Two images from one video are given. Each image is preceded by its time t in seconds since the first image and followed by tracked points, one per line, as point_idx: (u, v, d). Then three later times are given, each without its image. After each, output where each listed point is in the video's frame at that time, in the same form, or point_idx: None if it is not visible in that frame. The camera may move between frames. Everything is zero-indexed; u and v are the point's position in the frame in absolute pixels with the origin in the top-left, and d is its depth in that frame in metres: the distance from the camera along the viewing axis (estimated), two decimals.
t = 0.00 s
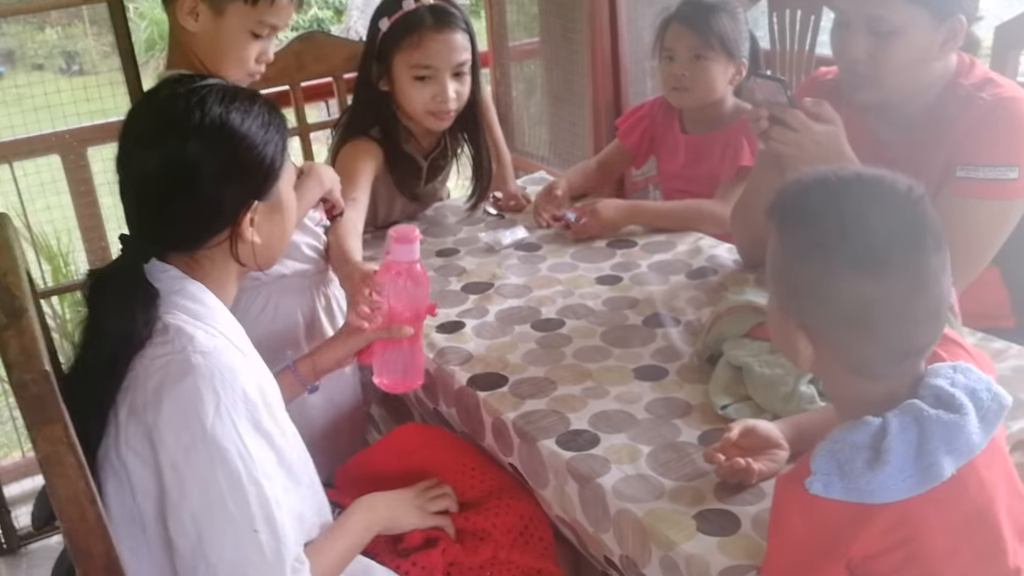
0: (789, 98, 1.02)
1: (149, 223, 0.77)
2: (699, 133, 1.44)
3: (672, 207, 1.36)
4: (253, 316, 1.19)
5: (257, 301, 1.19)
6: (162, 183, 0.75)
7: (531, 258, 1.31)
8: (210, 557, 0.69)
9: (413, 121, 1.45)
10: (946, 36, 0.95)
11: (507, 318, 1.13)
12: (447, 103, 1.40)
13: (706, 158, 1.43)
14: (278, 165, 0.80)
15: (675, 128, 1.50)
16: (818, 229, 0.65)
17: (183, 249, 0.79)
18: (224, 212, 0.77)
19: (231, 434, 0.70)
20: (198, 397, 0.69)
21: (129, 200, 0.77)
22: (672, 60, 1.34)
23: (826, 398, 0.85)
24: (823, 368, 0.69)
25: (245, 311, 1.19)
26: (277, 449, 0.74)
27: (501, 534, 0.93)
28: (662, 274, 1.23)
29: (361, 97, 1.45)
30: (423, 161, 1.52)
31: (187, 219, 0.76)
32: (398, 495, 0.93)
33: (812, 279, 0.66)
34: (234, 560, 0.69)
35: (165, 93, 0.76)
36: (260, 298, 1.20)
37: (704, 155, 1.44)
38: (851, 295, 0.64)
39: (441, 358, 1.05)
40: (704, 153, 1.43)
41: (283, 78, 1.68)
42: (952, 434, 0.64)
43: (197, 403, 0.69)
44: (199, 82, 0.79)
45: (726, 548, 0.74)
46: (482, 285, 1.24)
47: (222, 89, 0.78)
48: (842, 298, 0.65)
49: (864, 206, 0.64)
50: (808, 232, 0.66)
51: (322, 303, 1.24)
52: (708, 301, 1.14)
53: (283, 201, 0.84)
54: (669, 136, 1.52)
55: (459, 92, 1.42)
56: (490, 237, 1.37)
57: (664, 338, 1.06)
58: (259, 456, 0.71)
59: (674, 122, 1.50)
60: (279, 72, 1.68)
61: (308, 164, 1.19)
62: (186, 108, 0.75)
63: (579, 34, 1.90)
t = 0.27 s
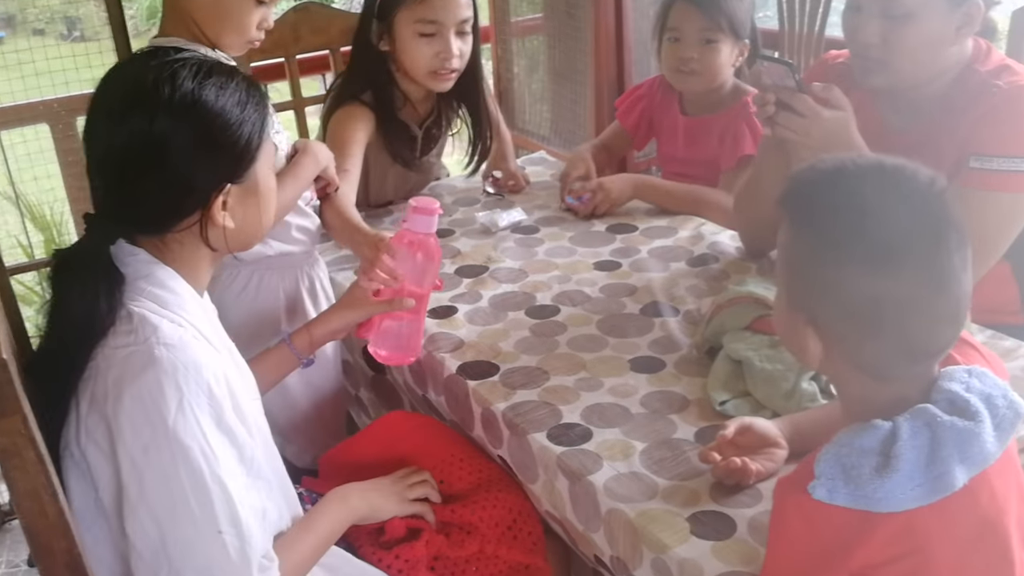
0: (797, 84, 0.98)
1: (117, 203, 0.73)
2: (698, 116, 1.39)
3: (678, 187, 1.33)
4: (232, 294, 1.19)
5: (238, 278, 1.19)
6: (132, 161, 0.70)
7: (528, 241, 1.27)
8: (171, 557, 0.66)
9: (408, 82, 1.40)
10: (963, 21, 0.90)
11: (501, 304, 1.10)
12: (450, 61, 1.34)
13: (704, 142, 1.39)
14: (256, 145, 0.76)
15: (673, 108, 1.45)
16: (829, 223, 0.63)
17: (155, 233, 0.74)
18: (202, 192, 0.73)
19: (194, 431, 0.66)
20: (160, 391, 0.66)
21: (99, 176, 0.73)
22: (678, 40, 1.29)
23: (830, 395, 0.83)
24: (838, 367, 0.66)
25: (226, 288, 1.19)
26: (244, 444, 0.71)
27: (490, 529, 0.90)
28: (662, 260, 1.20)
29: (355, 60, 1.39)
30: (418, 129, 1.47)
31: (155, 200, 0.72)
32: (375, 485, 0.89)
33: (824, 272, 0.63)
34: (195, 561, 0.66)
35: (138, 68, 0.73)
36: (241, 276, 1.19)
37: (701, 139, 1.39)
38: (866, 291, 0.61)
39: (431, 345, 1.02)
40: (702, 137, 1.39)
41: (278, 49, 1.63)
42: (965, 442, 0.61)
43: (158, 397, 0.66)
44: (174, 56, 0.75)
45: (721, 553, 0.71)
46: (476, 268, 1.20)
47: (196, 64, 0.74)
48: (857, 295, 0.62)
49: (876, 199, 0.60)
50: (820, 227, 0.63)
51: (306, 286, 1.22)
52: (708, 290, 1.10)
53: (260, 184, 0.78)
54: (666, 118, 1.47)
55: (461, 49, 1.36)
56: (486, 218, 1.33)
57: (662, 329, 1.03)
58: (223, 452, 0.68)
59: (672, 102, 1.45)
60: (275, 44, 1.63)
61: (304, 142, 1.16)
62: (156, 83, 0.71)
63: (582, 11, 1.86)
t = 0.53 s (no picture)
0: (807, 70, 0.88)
1: (67, 192, 0.67)
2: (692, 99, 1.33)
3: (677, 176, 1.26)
4: (214, 280, 1.17)
5: (220, 265, 1.17)
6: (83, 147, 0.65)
7: (524, 229, 1.23)
8: (137, 565, 0.63)
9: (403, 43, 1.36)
10: (981, 3, 0.77)
11: (494, 296, 1.06)
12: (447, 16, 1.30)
13: (698, 127, 1.32)
14: (218, 128, 0.70)
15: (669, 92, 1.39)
16: (848, 220, 0.57)
17: (109, 221, 0.69)
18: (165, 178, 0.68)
19: (157, 433, 0.63)
20: (120, 392, 0.62)
21: (46, 164, 0.67)
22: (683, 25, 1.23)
23: (836, 398, 0.77)
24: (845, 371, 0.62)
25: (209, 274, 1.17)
26: (211, 445, 0.67)
27: (478, 532, 0.86)
28: (662, 252, 1.15)
29: (345, 20, 1.35)
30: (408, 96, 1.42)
31: (111, 186, 0.66)
32: (358, 485, 0.86)
33: (833, 269, 0.59)
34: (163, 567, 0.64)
35: (89, 40, 0.66)
36: (224, 263, 1.17)
37: (696, 124, 1.33)
38: (877, 291, 0.57)
39: (420, 338, 0.98)
40: (696, 121, 1.32)
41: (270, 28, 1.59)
42: (988, 458, 0.56)
43: (118, 400, 0.62)
44: (130, 29, 0.69)
45: (721, 566, 0.67)
46: (469, 258, 1.16)
47: (153, 39, 0.68)
48: (867, 294, 0.58)
49: (896, 194, 0.56)
50: (840, 223, 0.58)
51: (289, 276, 1.20)
52: (710, 283, 1.06)
53: (221, 167, 0.72)
54: (662, 102, 1.41)
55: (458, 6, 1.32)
56: (480, 205, 1.29)
57: (662, 324, 0.98)
58: (189, 455, 0.65)
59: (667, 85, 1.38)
60: (266, 22, 1.58)
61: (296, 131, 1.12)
62: (107, 60, 0.65)
63: None
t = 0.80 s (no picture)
0: (818, 37, 0.81)
1: None
2: (693, 75, 1.25)
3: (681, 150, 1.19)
4: (188, 268, 1.12)
5: (194, 251, 1.12)
6: (10, 123, 0.58)
7: (517, 210, 1.16)
8: None
9: None
10: None
11: (483, 284, 0.99)
12: None
13: (702, 103, 1.25)
14: (161, 101, 0.64)
15: (667, 67, 1.31)
16: (865, 204, 0.51)
17: (42, 207, 0.63)
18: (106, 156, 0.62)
19: (93, 446, 0.59)
20: (52, 399, 0.58)
21: None
22: None
23: (853, 398, 0.72)
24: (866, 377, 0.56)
25: (181, 261, 1.12)
26: (158, 456, 0.63)
27: (461, 543, 0.80)
28: (664, 235, 1.08)
29: None
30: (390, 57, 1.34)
31: (49, 158, 0.60)
32: (331, 492, 0.80)
33: (857, 264, 0.52)
34: None
35: (12, 0, 0.60)
36: (196, 250, 1.12)
37: (698, 100, 1.26)
38: (912, 291, 0.50)
39: (404, 329, 0.91)
40: (698, 97, 1.25)
41: None
42: None
43: (48, 408, 0.58)
44: None
45: None
46: (458, 241, 1.09)
47: (83, 2, 0.61)
48: (903, 294, 0.51)
49: (926, 183, 0.49)
50: (855, 208, 0.52)
51: (269, 263, 1.12)
52: (715, 270, 0.99)
53: (167, 144, 0.66)
54: (660, 77, 1.33)
55: None
56: (471, 185, 1.22)
57: (663, 314, 0.92)
58: (130, 468, 0.61)
59: (666, 60, 1.31)
60: None
61: (275, 112, 1.07)
62: (30, 25, 0.58)
63: None
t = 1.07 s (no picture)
0: None
1: None
2: (707, 37, 1.13)
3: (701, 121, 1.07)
4: (164, 251, 1.03)
5: (171, 234, 1.02)
6: None
7: (517, 185, 1.07)
8: None
9: None
10: None
11: (479, 269, 0.90)
12: None
13: (715, 69, 1.13)
14: (105, 70, 0.55)
15: (677, 29, 1.19)
16: (926, 191, 0.44)
17: None
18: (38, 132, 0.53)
19: (21, 471, 0.50)
20: None
21: None
22: None
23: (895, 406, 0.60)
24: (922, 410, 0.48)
25: (156, 244, 1.03)
26: (107, 480, 0.54)
27: (449, 564, 0.72)
28: (676, 213, 0.99)
29: None
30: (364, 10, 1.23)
31: None
32: (332, 494, 0.73)
33: (917, 262, 0.44)
34: None
35: None
36: (173, 233, 1.02)
37: (711, 65, 1.13)
38: (982, 293, 0.43)
39: (392, 322, 0.83)
40: (711, 62, 1.13)
41: None
42: None
43: None
44: None
45: None
46: (452, 220, 1.00)
47: None
48: (970, 297, 0.43)
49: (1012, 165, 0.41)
50: (902, 200, 0.45)
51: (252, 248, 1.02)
52: (733, 252, 0.90)
53: (115, 126, 0.57)
54: (670, 41, 1.21)
55: None
56: (466, 158, 1.13)
57: (677, 303, 0.83)
58: (70, 496, 0.52)
59: (676, 22, 1.19)
60: None
61: (258, 82, 0.98)
62: None
63: None
